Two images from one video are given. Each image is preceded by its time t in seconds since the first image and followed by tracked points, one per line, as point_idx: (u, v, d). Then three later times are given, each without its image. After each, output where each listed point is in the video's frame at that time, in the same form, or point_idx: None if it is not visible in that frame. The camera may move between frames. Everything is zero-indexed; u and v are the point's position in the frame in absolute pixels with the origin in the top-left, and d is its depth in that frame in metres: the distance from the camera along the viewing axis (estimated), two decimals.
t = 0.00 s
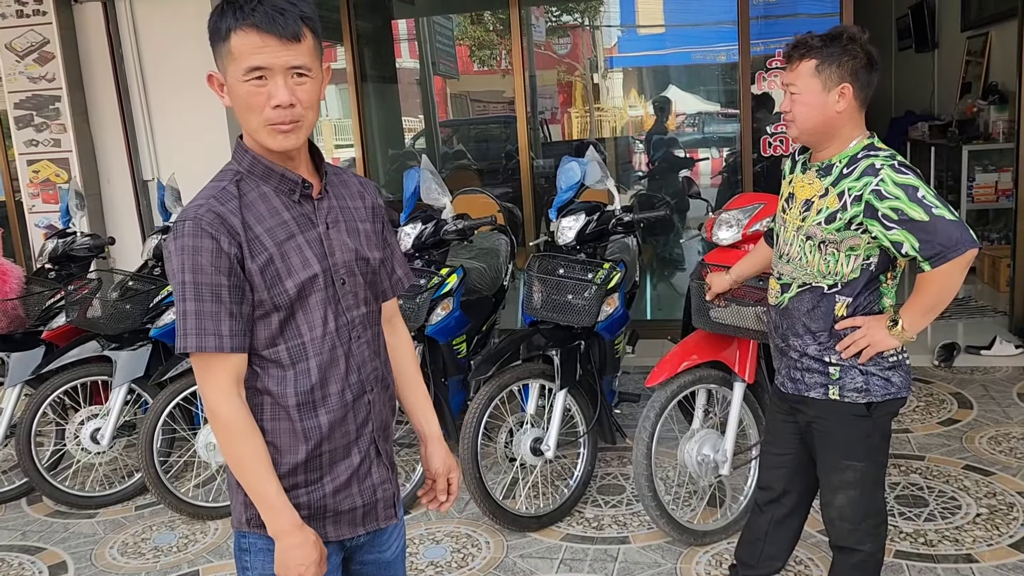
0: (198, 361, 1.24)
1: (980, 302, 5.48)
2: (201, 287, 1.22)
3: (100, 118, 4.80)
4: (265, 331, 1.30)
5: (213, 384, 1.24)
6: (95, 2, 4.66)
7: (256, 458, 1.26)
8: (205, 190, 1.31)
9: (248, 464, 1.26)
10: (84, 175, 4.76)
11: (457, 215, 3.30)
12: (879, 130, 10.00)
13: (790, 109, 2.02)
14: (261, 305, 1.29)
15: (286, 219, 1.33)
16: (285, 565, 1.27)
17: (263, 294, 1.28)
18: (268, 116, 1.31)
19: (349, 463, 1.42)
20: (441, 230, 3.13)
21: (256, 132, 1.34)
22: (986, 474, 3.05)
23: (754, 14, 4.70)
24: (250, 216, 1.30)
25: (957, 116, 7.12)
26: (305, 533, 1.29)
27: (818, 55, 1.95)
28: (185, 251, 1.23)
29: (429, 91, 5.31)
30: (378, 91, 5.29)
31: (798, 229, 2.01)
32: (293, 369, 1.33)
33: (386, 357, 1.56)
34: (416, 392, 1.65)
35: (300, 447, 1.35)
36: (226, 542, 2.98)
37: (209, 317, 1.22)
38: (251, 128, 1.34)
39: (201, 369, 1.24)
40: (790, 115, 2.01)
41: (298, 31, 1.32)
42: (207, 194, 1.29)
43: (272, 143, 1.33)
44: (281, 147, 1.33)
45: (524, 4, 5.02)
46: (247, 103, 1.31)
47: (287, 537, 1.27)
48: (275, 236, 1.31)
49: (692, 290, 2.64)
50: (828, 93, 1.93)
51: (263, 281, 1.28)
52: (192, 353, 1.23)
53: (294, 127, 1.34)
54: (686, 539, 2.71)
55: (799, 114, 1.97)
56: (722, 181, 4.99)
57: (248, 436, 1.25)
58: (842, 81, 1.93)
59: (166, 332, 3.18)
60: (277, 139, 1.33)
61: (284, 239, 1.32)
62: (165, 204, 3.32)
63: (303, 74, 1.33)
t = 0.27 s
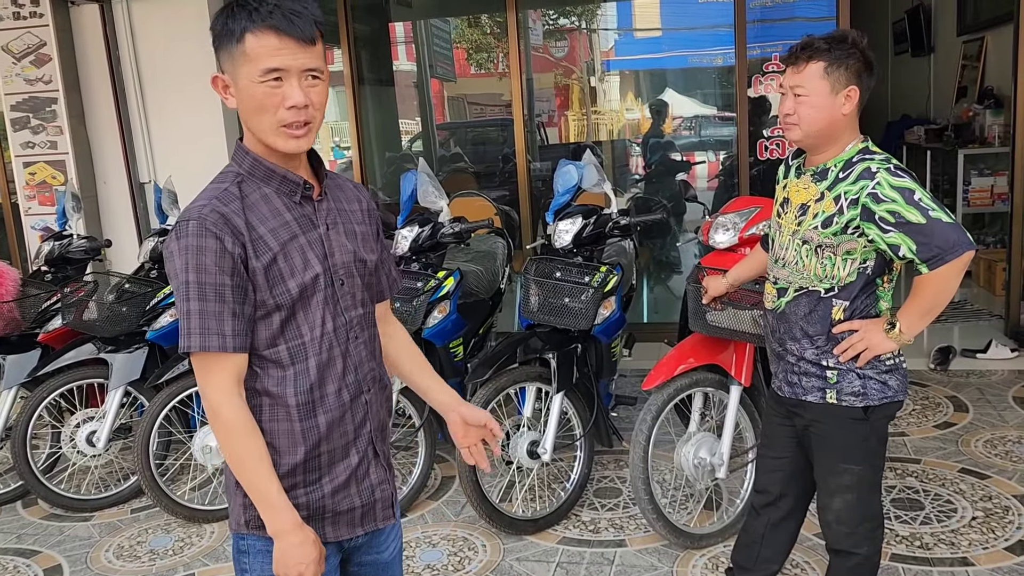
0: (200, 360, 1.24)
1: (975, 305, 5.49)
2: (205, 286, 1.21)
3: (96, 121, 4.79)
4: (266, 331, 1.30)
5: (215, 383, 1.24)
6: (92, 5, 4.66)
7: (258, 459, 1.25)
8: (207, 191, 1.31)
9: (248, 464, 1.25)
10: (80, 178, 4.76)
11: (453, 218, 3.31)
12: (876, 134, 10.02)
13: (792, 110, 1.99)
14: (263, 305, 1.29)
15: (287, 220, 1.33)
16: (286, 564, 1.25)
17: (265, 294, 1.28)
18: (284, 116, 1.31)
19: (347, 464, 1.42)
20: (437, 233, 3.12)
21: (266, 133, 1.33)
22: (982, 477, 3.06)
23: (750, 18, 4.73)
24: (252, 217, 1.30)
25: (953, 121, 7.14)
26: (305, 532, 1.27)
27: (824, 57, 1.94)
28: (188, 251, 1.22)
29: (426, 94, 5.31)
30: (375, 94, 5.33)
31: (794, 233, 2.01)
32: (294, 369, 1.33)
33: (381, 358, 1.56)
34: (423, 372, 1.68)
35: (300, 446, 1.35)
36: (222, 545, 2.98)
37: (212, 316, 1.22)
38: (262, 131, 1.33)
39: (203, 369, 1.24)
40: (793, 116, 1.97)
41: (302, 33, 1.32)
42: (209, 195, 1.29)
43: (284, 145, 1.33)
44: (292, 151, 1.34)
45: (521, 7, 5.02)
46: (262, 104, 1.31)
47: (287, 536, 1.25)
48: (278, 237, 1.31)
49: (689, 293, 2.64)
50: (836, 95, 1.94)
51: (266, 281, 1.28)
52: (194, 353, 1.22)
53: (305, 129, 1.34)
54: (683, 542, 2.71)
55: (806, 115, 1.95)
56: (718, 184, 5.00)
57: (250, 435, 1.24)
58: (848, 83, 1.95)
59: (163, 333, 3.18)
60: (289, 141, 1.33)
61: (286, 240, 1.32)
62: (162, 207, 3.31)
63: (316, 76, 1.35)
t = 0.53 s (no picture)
0: (201, 361, 1.24)
1: (971, 308, 5.50)
2: (206, 287, 1.21)
3: (93, 122, 4.79)
4: (266, 331, 1.30)
5: (216, 383, 1.24)
6: (90, 6, 4.65)
7: (259, 459, 1.25)
8: (207, 193, 1.31)
9: (249, 464, 1.25)
10: (77, 179, 4.75)
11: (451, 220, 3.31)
12: (872, 137, 10.05)
13: (791, 112, 1.98)
14: (263, 306, 1.29)
15: (287, 221, 1.33)
16: (288, 562, 1.25)
17: (265, 295, 1.28)
18: (296, 116, 1.32)
19: (346, 463, 1.42)
20: (435, 235, 3.12)
21: (277, 133, 1.33)
22: (978, 480, 3.07)
23: (747, 21, 4.74)
24: (252, 218, 1.30)
25: (949, 124, 7.16)
26: (306, 531, 1.27)
27: (825, 59, 1.95)
28: (190, 252, 1.22)
29: (424, 96, 5.31)
30: (372, 96, 5.33)
31: (791, 237, 2.02)
32: (294, 368, 1.33)
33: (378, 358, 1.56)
34: (424, 367, 1.68)
35: (300, 445, 1.35)
36: (219, 548, 2.97)
37: (214, 317, 1.22)
38: (274, 130, 1.33)
39: (204, 370, 1.24)
40: (793, 118, 1.97)
41: (305, 34, 1.33)
42: (209, 197, 1.29)
43: (296, 144, 1.33)
44: (303, 150, 1.34)
45: (519, 10, 5.02)
46: (277, 104, 1.31)
47: (289, 535, 1.25)
48: (279, 237, 1.31)
49: (685, 296, 2.65)
50: (836, 98, 1.94)
51: (266, 282, 1.28)
52: (196, 353, 1.22)
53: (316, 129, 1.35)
54: (680, 544, 2.71)
55: (807, 117, 1.94)
56: (715, 187, 5.01)
57: (251, 434, 1.24)
58: (848, 87, 1.95)
59: (161, 335, 3.17)
60: (301, 140, 1.33)
61: (286, 241, 1.32)
62: (159, 208, 3.31)
63: (327, 78, 1.36)
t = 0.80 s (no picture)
0: (206, 360, 1.24)
1: (969, 310, 5.51)
2: (212, 286, 1.21)
3: (92, 122, 4.78)
4: (270, 329, 1.30)
5: (222, 381, 1.24)
6: (89, 6, 4.65)
7: (264, 456, 1.26)
8: (210, 192, 1.30)
9: (254, 461, 1.25)
10: (76, 179, 4.75)
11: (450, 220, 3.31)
12: (871, 139, 10.06)
13: (792, 113, 1.98)
14: (267, 304, 1.29)
15: (290, 220, 1.33)
16: (292, 557, 1.28)
17: (270, 293, 1.28)
18: (314, 114, 1.33)
19: (347, 459, 1.42)
20: (434, 236, 3.12)
21: (291, 131, 1.33)
22: (976, 481, 3.07)
23: (746, 22, 4.74)
24: (256, 217, 1.30)
25: (948, 126, 7.17)
26: (311, 526, 1.30)
27: (827, 60, 1.95)
28: (196, 251, 1.22)
29: (423, 96, 5.31)
30: (371, 96, 5.35)
31: (790, 238, 2.02)
32: (297, 365, 1.33)
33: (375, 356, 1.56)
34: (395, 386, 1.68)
35: (303, 443, 1.35)
36: (217, 548, 2.97)
37: (220, 316, 1.22)
38: (289, 127, 1.33)
39: (210, 368, 1.24)
40: (794, 119, 1.97)
41: (313, 33, 1.33)
42: (212, 196, 1.29)
43: (311, 141, 1.35)
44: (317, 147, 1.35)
45: (518, 10, 5.02)
46: (295, 101, 1.31)
47: (294, 530, 1.27)
48: (282, 236, 1.31)
49: (684, 297, 2.65)
50: (838, 99, 1.94)
51: (271, 280, 1.28)
52: (202, 352, 1.22)
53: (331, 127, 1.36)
54: (678, 545, 2.71)
55: (808, 118, 1.95)
56: (714, 188, 5.01)
57: (256, 432, 1.25)
58: (849, 88, 1.95)
59: (159, 336, 3.16)
60: (315, 137, 1.35)
61: (290, 240, 1.32)
62: (158, 208, 3.31)
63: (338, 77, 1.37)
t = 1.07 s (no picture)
0: (213, 357, 1.24)
1: (969, 311, 5.52)
2: (220, 284, 1.22)
3: (93, 119, 4.78)
4: (275, 326, 1.30)
5: (230, 377, 1.24)
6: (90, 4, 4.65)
7: (270, 451, 1.26)
8: (215, 191, 1.30)
9: (261, 456, 1.26)
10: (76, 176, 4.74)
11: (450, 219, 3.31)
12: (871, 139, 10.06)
13: (796, 112, 1.98)
14: (273, 301, 1.29)
15: (295, 217, 1.34)
16: (298, 551, 1.28)
17: (276, 291, 1.29)
18: (327, 112, 1.34)
19: (351, 454, 1.43)
20: (435, 235, 3.11)
21: (304, 128, 1.34)
22: (975, 482, 3.07)
23: (747, 22, 4.74)
24: (262, 215, 1.30)
25: (948, 126, 7.17)
26: (317, 520, 1.29)
27: (830, 60, 1.95)
28: (203, 249, 1.22)
29: (423, 95, 5.31)
30: (372, 95, 5.36)
31: (791, 238, 2.02)
32: (302, 361, 1.33)
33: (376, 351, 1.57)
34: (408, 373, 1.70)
35: (308, 437, 1.35)
36: (216, 545, 2.97)
37: (228, 313, 1.22)
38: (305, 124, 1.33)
39: (216, 365, 1.24)
40: (797, 118, 1.97)
41: (320, 31, 1.33)
42: (218, 194, 1.29)
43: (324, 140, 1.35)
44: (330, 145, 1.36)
45: (519, 10, 5.03)
46: (311, 99, 1.32)
47: (300, 524, 1.27)
48: (287, 234, 1.31)
49: (684, 297, 2.66)
50: (841, 99, 1.95)
51: (277, 278, 1.29)
52: (210, 349, 1.22)
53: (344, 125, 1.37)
54: (677, 544, 2.72)
55: (812, 117, 1.95)
56: (714, 188, 5.02)
57: (263, 427, 1.25)
58: (852, 88, 1.96)
59: (160, 333, 3.21)
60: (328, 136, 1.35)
61: (295, 237, 1.32)
62: (158, 206, 3.31)
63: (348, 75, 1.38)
